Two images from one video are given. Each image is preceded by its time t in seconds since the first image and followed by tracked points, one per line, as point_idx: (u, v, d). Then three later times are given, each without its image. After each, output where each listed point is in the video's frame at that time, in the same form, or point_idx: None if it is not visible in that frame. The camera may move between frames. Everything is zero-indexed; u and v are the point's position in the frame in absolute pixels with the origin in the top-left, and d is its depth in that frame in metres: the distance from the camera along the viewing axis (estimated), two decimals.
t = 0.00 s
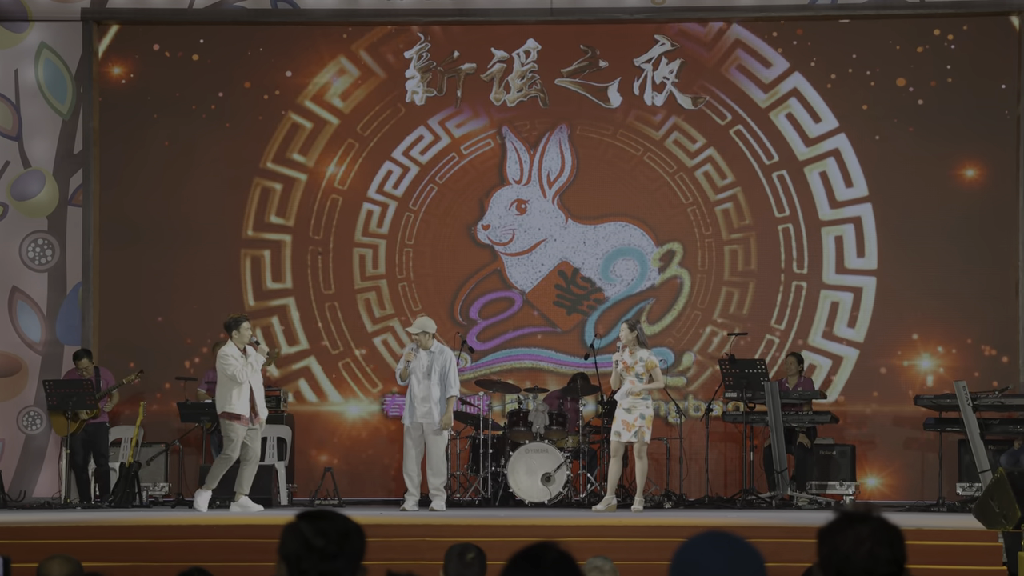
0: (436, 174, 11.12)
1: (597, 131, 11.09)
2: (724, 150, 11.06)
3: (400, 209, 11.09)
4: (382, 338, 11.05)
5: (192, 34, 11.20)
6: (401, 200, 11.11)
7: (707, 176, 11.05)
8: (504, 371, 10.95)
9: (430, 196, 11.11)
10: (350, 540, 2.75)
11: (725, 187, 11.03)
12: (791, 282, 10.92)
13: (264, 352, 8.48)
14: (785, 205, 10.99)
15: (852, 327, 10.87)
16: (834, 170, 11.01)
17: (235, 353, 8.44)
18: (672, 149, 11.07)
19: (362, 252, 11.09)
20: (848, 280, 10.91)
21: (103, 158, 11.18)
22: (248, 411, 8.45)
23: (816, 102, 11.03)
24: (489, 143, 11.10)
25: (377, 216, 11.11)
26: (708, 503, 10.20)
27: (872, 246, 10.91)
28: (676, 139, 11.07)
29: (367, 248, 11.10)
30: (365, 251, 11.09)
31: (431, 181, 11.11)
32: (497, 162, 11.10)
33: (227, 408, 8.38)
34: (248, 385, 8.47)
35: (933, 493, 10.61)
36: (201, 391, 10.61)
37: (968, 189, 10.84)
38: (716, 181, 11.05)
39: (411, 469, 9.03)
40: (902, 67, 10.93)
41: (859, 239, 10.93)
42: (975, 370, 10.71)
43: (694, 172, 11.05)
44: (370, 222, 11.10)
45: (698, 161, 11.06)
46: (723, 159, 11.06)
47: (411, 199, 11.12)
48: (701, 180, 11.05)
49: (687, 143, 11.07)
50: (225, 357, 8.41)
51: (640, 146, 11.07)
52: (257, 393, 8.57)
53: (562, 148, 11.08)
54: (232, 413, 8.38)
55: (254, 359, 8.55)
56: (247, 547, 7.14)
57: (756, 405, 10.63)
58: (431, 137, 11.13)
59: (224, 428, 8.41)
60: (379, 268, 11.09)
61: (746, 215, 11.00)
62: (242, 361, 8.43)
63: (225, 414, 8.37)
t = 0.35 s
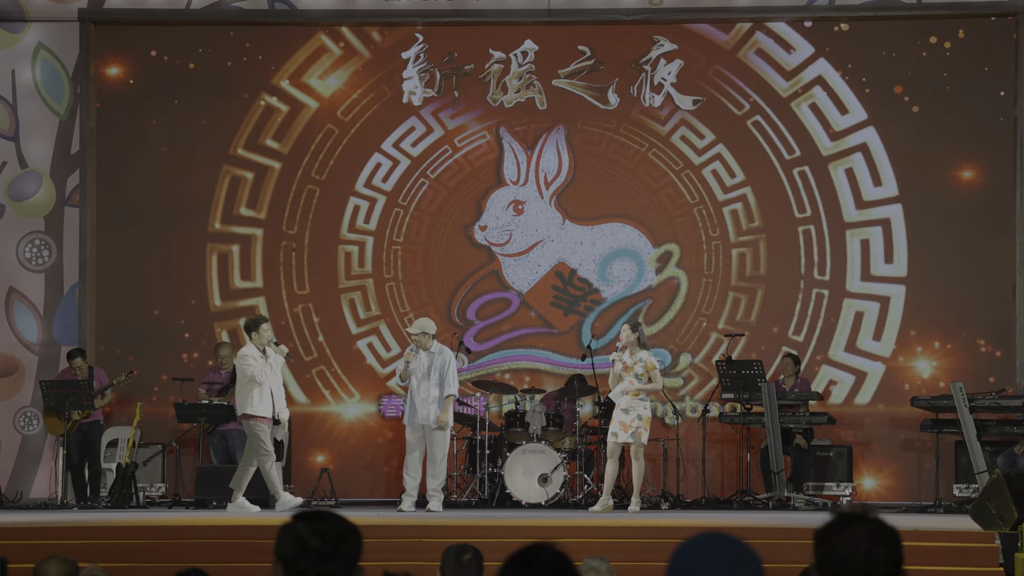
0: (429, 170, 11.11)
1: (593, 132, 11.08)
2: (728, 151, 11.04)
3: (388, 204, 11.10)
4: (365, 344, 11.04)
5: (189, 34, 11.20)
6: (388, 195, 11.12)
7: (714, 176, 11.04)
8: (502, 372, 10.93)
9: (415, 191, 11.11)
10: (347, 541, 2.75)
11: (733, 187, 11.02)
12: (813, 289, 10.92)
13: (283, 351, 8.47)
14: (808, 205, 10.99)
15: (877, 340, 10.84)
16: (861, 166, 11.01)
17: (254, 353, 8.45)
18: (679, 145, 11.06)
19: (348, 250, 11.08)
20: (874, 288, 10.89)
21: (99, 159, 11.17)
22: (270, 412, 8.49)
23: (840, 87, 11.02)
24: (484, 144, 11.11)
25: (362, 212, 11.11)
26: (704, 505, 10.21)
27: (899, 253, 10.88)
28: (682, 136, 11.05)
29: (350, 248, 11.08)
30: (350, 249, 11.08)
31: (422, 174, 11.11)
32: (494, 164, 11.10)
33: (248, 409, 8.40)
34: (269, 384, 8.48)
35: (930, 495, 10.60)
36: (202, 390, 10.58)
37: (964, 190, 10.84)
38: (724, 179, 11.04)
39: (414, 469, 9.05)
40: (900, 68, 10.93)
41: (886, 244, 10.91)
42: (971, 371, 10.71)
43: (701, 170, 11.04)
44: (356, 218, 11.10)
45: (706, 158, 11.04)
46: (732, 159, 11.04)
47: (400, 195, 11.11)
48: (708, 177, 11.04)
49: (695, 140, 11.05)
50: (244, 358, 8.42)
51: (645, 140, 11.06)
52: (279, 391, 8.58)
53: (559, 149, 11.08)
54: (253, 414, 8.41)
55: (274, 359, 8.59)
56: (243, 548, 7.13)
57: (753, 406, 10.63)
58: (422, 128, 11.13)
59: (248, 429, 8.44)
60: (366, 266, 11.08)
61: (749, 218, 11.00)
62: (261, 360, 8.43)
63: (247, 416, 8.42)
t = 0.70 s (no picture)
0: (424, 167, 11.09)
1: (590, 134, 11.07)
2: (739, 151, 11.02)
3: (375, 196, 11.08)
4: (342, 348, 11.02)
5: (185, 35, 11.20)
6: (372, 184, 11.09)
7: (723, 176, 11.03)
8: (498, 373, 10.94)
9: (400, 181, 11.10)
10: (344, 541, 2.75)
11: (745, 185, 11.00)
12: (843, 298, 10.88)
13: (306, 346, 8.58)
14: (836, 205, 10.95)
15: (917, 358, 10.79)
16: (897, 162, 10.94)
17: (277, 352, 8.52)
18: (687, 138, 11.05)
19: (331, 245, 11.06)
20: (912, 299, 10.83)
21: (96, 159, 11.17)
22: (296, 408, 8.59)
23: (868, 73, 10.97)
24: (480, 143, 11.10)
25: (344, 204, 11.09)
26: (701, 505, 10.23)
27: (942, 260, 10.82)
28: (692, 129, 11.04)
29: (334, 244, 11.07)
30: (332, 245, 11.06)
31: (410, 163, 11.10)
32: (491, 165, 11.10)
33: (278, 407, 8.50)
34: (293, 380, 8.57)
35: (926, 495, 10.60)
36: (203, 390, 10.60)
37: (960, 190, 10.84)
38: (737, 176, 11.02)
39: (408, 468, 9.06)
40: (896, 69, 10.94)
41: (924, 248, 10.85)
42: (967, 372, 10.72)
43: (710, 167, 11.02)
44: (340, 212, 11.08)
45: (718, 154, 11.02)
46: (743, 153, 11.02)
47: (387, 186, 11.09)
48: (718, 174, 11.03)
49: (705, 134, 11.04)
50: (268, 358, 8.48)
51: (652, 135, 11.06)
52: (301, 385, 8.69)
53: (555, 149, 11.09)
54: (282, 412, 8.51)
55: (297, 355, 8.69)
56: (241, 548, 7.12)
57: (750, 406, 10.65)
58: (412, 116, 11.12)
59: (278, 426, 8.55)
60: (348, 262, 11.06)
61: (759, 219, 10.99)
62: (285, 358, 8.52)
63: (273, 414, 8.51)
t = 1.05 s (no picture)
0: (417, 164, 11.11)
1: (586, 135, 11.08)
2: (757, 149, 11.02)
3: (359, 188, 11.09)
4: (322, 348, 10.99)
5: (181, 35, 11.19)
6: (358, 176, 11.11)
7: (735, 175, 11.03)
8: (493, 373, 10.93)
9: (387, 174, 11.12)
10: (342, 543, 2.75)
11: (761, 180, 11.00)
12: (881, 310, 10.84)
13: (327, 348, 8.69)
14: (879, 205, 10.93)
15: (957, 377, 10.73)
16: (948, 154, 10.90)
17: (297, 353, 8.65)
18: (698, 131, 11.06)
19: (310, 240, 11.06)
20: (957, 311, 10.78)
21: (93, 159, 11.17)
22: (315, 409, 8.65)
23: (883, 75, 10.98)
24: (478, 145, 11.10)
25: (325, 195, 11.10)
26: (696, 505, 10.25)
27: (993, 270, 10.76)
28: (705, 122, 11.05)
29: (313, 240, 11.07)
30: (312, 240, 11.07)
31: (398, 156, 11.12)
32: (487, 166, 11.10)
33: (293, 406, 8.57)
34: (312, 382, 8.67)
35: (922, 496, 10.59)
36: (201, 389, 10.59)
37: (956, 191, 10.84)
38: (750, 174, 11.03)
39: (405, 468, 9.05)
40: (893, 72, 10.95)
41: (976, 252, 10.79)
42: (963, 374, 10.72)
43: (721, 164, 11.04)
44: (322, 205, 11.09)
45: (729, 151, 11.04)
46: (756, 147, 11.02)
47: (372, 177, 11.10)
48: (730, 169, 11.04)
49: (718, 127, 11.04)
50: (287, 357, 8.62)
51: (659, 128, 11.07)
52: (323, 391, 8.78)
53: (551, 149, 11.08)
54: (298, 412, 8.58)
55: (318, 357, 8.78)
56: (238, 549, 7.11)
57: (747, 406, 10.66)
58: (400, 105, 11.13)
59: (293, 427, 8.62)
60: (325, 260, 11.05)
61: (774, 220, 10.98)
62: (304, 358, 8.64)
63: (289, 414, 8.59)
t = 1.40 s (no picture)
0: (410, 156, 11.13)
1: (583, 136, 11.08)
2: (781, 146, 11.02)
3: (342, 178, 11.12)
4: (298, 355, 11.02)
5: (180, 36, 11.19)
6: (341, 163, 11.14)
7: (755, 174, 11.03)
8: (492, 374, 10.92)
9: (372, 162, 11.15)
10: (340, 547, 2.75)
11: (783, 179, 11.01)
12: (944, 329, 10.76)
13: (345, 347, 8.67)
14: (944, 205, 10.85)
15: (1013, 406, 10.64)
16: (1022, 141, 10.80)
17: (315, 351, 8.62)
18: (715, 121, 11.07)
19: (287, 234, 11.09)
20: None
21: (92, 160, 11.17)
22: (333, 409, 8.62)
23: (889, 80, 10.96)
24: (478, 147, 11.10)
25: (304, 185, 11.12)
26: (694, 507, 10.27)
27: None
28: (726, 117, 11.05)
29: (287, 234, 11.09)
30: (289, 234, 11.09)
31: (385, 141, 11.15)
32: (486, 165, 11.11)
33: (314, 406, 8.56)
34: (331, 381, 8.65)
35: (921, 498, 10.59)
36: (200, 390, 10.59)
37: (955, 194, 10.84)
38: (771, 171, 11.03)
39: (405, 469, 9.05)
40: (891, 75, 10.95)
41: None
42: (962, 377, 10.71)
43: (740, 159, 11.04)
44: (300, 196, 11.11)
45: (749, 147, 11.05)
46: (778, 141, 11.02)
47: (356, 166, 11.14)
48: (749, 166, 11.04)
49: (739, 118, 11.05)
50: (305, 356, 8.59)
51: (673, 119, 11.07)
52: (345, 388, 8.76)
53: (550, 151, 11.07)
54: (318, 411, 8.55)
55: (336, 356, 8.76)
56: (237, 550, 7.11)
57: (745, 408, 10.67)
58: (387, 90, 11.16)
59: (315, 426, 8.60)
60: (302, 257, 11.08)
61: (797, 224, 10.98)
62: (322, 357, 8.61)
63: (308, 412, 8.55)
